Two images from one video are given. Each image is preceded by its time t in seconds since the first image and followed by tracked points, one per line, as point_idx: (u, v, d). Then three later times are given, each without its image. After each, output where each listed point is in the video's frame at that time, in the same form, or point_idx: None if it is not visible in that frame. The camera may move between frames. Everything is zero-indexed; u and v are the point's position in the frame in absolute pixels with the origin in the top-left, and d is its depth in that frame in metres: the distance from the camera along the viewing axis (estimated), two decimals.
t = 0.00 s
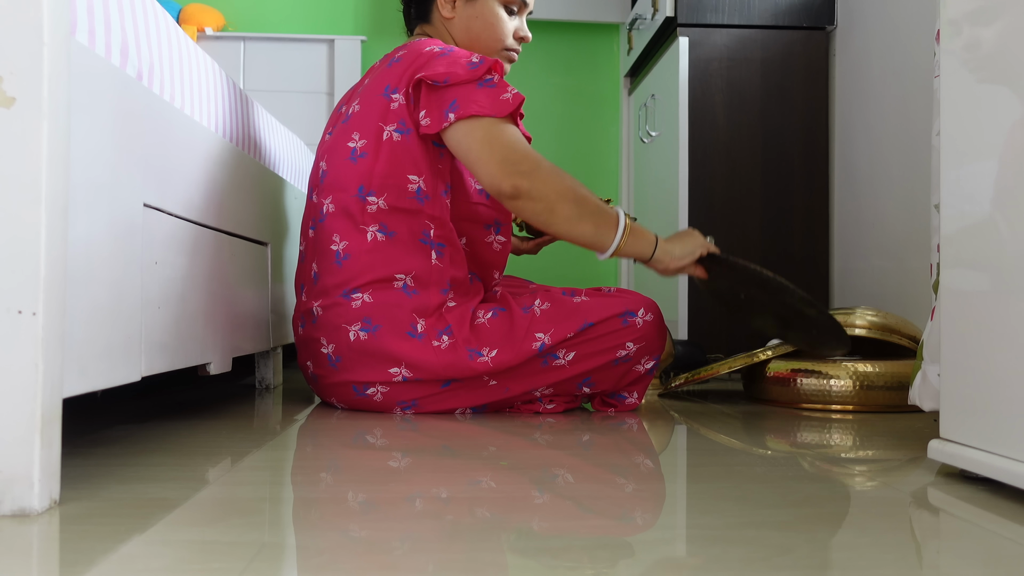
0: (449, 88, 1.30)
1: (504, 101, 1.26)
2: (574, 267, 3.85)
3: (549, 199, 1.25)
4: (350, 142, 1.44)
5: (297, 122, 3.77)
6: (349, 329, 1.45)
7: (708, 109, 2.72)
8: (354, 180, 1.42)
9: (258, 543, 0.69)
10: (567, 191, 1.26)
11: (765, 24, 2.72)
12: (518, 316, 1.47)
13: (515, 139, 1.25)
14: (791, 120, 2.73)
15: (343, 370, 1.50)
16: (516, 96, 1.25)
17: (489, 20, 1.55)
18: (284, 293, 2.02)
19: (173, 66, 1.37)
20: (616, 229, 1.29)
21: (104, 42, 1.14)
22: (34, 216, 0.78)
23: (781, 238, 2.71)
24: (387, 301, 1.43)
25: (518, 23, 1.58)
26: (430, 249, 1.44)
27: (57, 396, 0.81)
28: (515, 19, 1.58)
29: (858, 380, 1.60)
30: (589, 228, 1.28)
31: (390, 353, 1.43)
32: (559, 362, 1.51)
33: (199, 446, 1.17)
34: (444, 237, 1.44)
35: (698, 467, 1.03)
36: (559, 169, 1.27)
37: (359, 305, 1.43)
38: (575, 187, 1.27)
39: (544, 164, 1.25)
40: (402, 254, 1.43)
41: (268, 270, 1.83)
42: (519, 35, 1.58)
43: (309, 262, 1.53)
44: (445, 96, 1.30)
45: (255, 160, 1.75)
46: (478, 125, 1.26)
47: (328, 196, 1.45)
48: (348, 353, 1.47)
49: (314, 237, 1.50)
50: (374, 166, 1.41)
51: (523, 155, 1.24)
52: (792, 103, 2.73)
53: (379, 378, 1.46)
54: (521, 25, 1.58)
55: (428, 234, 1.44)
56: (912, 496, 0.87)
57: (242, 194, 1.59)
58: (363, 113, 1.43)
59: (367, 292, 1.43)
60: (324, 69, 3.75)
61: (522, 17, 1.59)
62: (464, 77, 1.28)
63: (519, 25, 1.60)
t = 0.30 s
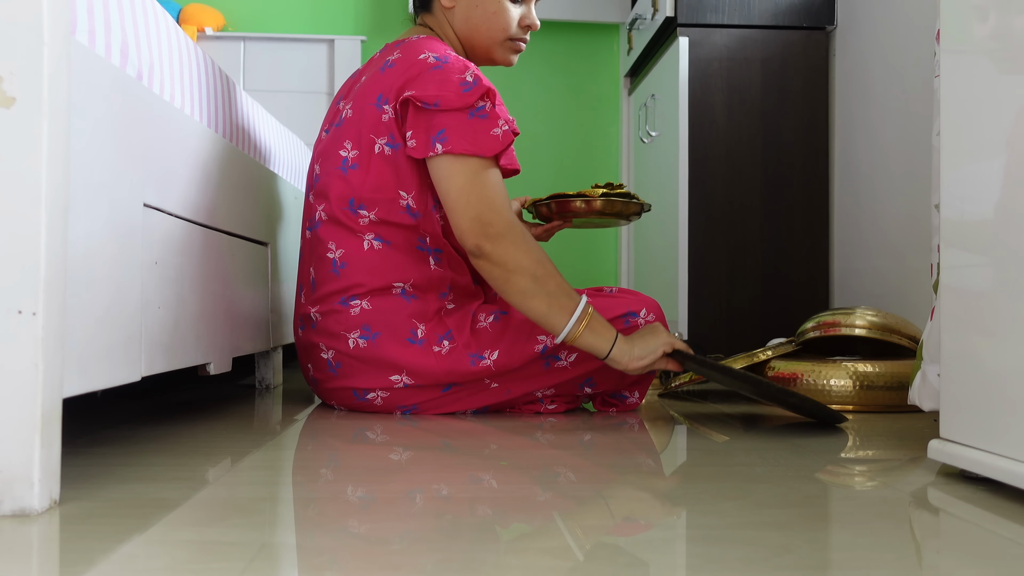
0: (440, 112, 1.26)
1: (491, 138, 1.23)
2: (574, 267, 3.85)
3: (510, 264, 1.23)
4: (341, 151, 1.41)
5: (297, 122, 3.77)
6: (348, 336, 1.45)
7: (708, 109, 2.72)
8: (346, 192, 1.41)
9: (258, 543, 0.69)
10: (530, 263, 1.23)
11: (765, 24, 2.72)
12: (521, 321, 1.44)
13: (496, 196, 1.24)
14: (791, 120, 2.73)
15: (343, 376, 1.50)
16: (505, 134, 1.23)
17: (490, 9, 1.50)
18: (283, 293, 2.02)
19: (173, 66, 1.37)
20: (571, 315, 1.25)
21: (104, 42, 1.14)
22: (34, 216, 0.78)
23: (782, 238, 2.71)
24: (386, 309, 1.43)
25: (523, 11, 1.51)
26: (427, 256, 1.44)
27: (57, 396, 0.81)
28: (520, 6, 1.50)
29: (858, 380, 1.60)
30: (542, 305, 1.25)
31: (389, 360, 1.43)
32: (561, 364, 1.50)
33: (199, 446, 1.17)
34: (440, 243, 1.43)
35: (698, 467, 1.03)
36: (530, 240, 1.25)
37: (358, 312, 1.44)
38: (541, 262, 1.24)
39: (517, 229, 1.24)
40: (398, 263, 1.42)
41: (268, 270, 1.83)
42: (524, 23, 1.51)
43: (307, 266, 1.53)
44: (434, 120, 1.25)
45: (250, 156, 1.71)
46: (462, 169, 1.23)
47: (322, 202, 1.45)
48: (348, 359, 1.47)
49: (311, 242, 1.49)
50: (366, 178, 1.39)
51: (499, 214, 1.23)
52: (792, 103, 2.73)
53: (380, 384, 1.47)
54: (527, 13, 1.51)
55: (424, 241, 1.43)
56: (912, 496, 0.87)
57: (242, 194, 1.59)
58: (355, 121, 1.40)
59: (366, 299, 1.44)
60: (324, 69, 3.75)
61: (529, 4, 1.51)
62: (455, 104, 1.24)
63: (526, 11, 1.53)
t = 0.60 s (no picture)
0: (439, 123, 1.25)
1: (491, 150, 1.22)
2: (574, 267, 3.85)
3: (503, 287, 1.23)
4: (340, 154, 1.40)
5: (297, 122, 3.77)
6: (348, 339, 1.45)
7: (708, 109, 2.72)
8: (344, 197, 1.40)
9: (258, 543, 0.68)
10: (523, 289, 1.24)
11: (765, 24, 2.71)
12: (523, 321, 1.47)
13: (496, 218, 1.23)
14: (790, 121, 2.73)
15: (344, 377, 1.50)
16: (504, 146, 1.22)
17: (498, 8, 1.49)
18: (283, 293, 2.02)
19: (173, 66, 1.37)
20: (558, 345, 1.26)
21: (103, 42, 1.14)
22: (34, 215, 0.78)
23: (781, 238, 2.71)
24: (385, 312, 1.43)
25: (531, 10, 1.49)
26: (428, 259, 1.44)
27: (57, 397, 0.81)
28: (528, 5, 1.49)
29: (858, 380, 1.60)
30: (531, 333, 1.25)
31: (390, 363, 1.43)
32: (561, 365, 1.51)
33: (199, 446, 1.17)
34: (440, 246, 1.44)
35: (698, 467, 1.03)
36: (525, 265, 1.25)
37: (358, 315, 1.43)
38: (534, 289, 1.25)
39: (514, 252, 1.23)
40: (398, 268, 1.42)
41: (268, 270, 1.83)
42: (533, 22, 1.49)
43: (307, 266, 1.52)
44: (432, 131, 1.25)
45: (250, 155, 1.71)
46: (462, 188, 1.23)
47: (321, 205, 1.44)
48: (348, 361, 1.47)
49: (311, 243, 1.49)
50: (363, 184, 1.38)
51: (497, 237, 1.22)
52: (792, 103, 2.73)
53: (380, 386, 1.46)
54: (535, 12, 1.49)
55: (424, 245, 1.43)
56: (912, 496, 0.87)
57: (241, 194, 1.59)
58: (354, 124, 1.39)
59: (365, 302, 1.44)
60: (324, 70, 3.76)
61: (538, 4, 1.49)
62: (454, 116, 1.23)
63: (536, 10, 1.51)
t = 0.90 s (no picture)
0: (432, 123, 1.24)
1: (484, 146, 1.20)
2: (574, 267, 3.85)
3: (519, 280, 1.22)
4: (335, 157, 1.41)
5: (298, 122, 3.77)
6: (346, 340, 1.45)
7: (708, 109, 2.72)
8: (338, 199, 1.41)
9: (257, 543, 0.69)
10: (540, 278, 1.23)
11: (765, 24, 2.71)
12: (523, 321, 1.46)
13: (501, 211, 1.21)
14: (790, 121, 2.73)
15: (342, 378, 1.50)
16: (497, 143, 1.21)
17: (505, 12, 1.50)
18: (283, 293, 2.02)
19: (173, 66, 1.37)
20: (588, 319, 1.28)
21: (103, 42, 1.14)
22: (34, 215, 0.78)
23: (781, 238, 2.71)
24: (382, 313, 1.43)
25: (537, 13, 1.51)
26: (424, 261, 1.43)
27: (57, 397, 0.81)
28: (534, 8, 1.50)
29: (858, 380, 1.60)
30: (559, 317, 1.26)
31: (388, 365, 1.43)
32: (560, 366, 1.51)
33: (198, 446, 1.17)
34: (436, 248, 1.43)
35: (698, 467, 1.03)
36: (538, 251, 1.24)
37: (354, 316, 1.44)
38: (551, 274, 1.24)
39: (524, 244, 1.21)
40: (395, 270, 1.42)
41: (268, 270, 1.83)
42: (539, 27, 1.52)
43: (305, 269, 1.53)
44: (425, 132, 1.24)
45: (248, 155, 1.70)
46: (463, 185, 1.21)
47: (316, 207, 1.45)
48: (346, 363, 1.47)
49: (308, 245, 1.50)
50: (357, 186, 1.38)
51: (504, 232, 1.20)
52: (792, 104, 2.73)
53: (379, 387, 1.46)
54: (541, 17, 1.52)
55: (420, 247, 1.42)
56: (912, 496, 0.87)
57: (241, 194, 1.59)
58: (349, 127, 1.39)
59: (362, 303, 1.44)
60: (324, 69, 3.76)
61: (543, 7, 1.51)
62: (447, 115, 1.22)
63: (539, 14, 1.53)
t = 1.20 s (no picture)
0: (475, 125, 1.28)
1: (529, 156, 1.28)
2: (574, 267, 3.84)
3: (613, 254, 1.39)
4: (353, 156, 1.41)
5: (298, 122, 3.77)
6: (350, 338, 1.45)
7: (708, 110, 2.72)
8: (356, 199, 1.41)
9: (258, 543, 0.69)
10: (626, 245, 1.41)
11: (765, 24, 2.71)
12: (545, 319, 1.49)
13: (580, 199, 1.34)
14: (791, 121, 2.73)
15: (345, 375, 1.50)
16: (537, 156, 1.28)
17: (515, 16, 1.50)
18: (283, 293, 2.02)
19: (173, 66, 1.37)
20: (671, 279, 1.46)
21: (104, 42, 1.14)
22: (34, 215, 0.78)
23: (782, 238, 2.71)
24: (388, 312, 1.43)
25: (544, 15, 1.52)
26: (437, 266, 1.42)
27: (57, 397, 0.81)
28: (542, 10, 1.51)
29: (858, 380, 1.60)
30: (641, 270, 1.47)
31: (393, 365, 1.43)
32: (562, 368, 1.51)
33: (198, 446, 1.17)
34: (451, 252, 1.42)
35: (698, 467, 1.03)
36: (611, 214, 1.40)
37: (361, 314, 1.43)
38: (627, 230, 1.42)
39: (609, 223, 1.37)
40: (408, 271, 1.42)
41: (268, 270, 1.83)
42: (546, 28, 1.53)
43: (310, 265, 1.53)
44: (471, 134, 1.28)
45: (250, 156, 1.71)
46: (548, 194, 1.31)
47: (329, 205, 1.45)
48: (349, 361, 1.47)
49: (315, 242, 1.50)
50: (377, 186, 1.39)
51: (590, 220, 1.35)
52: (792, 104, 2.73)
53: (381, 386, 1.46)
54: (548, 17, 1.53)
55: (436, 250, 1.42)
56: (912, 496, 0.87)
57: (242, 194, 1.59)
58: (370, 127, 1.40)
59: (369, 302, 1.43)
60: (324, 69, 3.76)
61: (550, 8, 1.52)
62: (492, 117, 1.26)
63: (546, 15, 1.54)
